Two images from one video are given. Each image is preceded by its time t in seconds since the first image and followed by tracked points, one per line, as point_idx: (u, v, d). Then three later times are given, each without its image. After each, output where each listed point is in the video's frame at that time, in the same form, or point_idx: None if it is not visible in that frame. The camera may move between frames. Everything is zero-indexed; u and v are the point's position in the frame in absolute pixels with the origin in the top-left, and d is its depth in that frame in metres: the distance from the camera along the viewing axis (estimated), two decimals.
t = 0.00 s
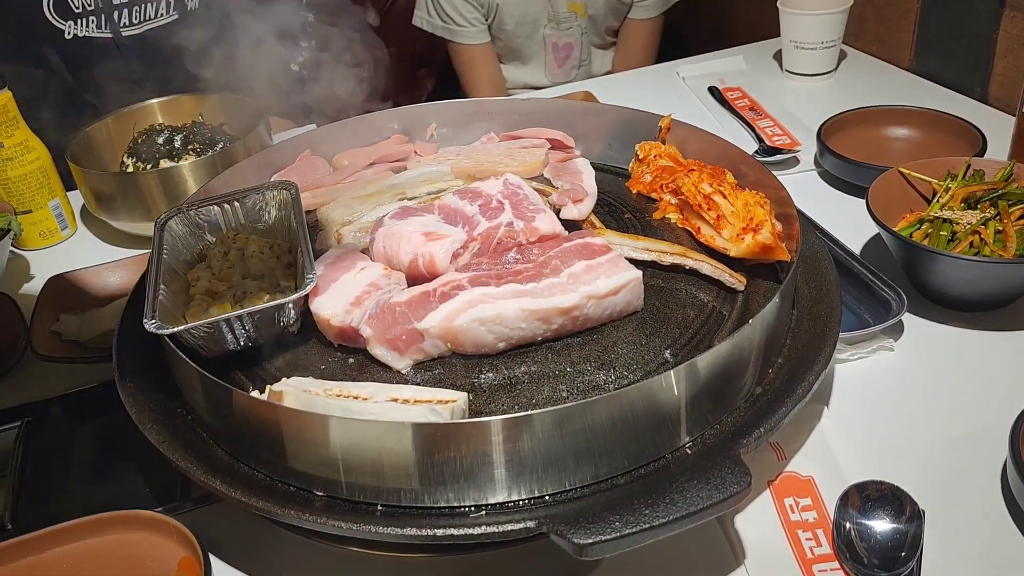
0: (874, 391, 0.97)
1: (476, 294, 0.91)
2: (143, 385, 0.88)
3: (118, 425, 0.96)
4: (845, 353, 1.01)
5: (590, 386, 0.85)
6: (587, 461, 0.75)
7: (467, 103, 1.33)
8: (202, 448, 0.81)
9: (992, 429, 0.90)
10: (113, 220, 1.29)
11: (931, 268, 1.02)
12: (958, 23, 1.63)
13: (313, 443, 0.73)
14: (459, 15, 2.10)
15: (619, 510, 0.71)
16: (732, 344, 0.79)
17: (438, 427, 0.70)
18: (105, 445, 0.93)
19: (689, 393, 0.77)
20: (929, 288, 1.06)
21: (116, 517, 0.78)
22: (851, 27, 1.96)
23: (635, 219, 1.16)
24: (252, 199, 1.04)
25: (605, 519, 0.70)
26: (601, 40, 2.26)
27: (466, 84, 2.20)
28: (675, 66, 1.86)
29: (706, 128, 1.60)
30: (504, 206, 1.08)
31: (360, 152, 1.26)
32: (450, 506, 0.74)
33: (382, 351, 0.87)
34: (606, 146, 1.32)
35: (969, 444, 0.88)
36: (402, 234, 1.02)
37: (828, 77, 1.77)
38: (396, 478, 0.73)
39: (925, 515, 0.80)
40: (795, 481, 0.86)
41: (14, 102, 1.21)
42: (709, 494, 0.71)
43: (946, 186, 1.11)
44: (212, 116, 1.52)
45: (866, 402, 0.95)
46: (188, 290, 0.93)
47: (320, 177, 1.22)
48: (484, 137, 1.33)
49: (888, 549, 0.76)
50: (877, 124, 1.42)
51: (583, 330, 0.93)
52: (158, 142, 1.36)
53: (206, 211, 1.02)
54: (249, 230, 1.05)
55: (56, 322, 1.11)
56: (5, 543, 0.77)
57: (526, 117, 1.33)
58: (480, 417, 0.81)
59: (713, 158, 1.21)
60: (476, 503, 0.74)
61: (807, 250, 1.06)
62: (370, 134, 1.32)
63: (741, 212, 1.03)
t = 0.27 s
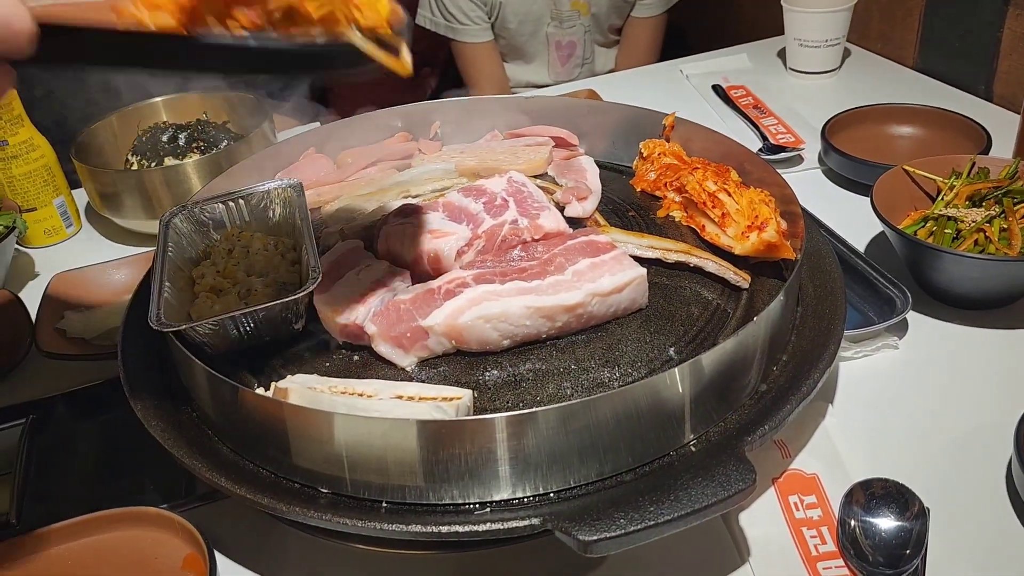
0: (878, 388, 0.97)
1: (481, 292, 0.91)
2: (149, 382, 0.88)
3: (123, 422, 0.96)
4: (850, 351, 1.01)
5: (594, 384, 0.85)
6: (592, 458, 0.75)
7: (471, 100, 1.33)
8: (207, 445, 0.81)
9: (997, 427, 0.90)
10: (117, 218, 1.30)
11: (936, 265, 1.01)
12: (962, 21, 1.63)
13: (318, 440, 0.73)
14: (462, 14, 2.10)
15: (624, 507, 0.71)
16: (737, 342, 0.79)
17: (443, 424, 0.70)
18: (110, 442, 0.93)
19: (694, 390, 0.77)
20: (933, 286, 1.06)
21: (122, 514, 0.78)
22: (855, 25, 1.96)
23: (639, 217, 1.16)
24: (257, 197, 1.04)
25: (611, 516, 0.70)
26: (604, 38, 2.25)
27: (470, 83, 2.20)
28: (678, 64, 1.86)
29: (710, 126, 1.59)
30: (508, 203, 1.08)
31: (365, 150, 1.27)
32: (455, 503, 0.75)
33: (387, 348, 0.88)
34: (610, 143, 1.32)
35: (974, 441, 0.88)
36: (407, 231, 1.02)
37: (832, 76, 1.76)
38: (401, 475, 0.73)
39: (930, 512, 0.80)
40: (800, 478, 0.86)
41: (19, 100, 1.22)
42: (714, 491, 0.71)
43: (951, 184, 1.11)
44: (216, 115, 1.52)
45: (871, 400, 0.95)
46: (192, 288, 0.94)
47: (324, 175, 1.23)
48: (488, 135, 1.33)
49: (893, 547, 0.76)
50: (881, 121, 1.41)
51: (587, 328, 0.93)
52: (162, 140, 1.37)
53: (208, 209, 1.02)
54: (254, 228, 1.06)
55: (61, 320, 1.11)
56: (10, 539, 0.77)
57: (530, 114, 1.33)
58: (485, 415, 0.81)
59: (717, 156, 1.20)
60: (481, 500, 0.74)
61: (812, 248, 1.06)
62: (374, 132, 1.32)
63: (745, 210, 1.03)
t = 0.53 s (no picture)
0: (880, 388, 0.96)
1: (482, 292, 0.91)
2: (150, 382, 0.89)
3: (125, 422, 0.96)
4: (851, 351, 1.01)
5: (596, 384, 0.85)
6: (593, 459, 0.75)
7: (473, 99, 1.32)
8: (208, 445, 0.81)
9: (999, 427, 0.89)
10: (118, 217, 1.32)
11: (938, 265, 1.01)
12: (965, 20, 1.62)
13: (320, 440, 0.73)
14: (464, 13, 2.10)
15: (625, 507, 0.71)
16: (739, 342, 0.79)
17: (445, 425, 0.70)
18: (111, 442, 0.93)
19: (696, 391, 0.77)
20: (935, 286, 1.05)
21: (124, 514, 0.78)
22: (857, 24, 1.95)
23: (640, 217, 1.16)
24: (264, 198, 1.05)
25: (612, 517, 0.70)
26: (605, 37, 2.25)
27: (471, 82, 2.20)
28: (680, 63, 1.86)
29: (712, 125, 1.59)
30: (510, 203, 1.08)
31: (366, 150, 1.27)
32: (456, 503, 0.75)
33: (388, 348, 0.87)
34: (612, 143, 1.32)
35: (976, 441, 0.88)
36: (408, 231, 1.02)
37: (834, 74, 1.76)
38: (403, 475, 0.73)
39: (932, 513, 0.80)
40: (801, 479, 0.86)
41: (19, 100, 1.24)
42: (715, 492, 0.71)
43: (953, 184, 1.11)
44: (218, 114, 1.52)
45: (873, 401, 0.95)
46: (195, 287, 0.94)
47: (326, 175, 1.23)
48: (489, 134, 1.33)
49: (894, 548, 0.76)
50: (883, 121, 1.41)
51: (589, 328, 0.93)
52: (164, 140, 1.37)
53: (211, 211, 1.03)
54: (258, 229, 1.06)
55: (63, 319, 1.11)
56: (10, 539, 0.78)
57: (531, 114, 1.33)
58: (486, 415, 0.81)
59: (719, 155, 1.20)
60: (482, 501, 0.74)
61: (814, 248, 1.06)
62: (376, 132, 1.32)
63: (747, 210, 1.03)
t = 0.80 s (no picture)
0: (881, 390, 0.96)
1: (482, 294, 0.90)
2: (149, 384, 0.88)
3: (124, 424, 0.96)
4: (852, 352, 1.00)
5: (595, 386, 0.85)
6: (592, 461, 0.75)
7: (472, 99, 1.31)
8: (206, 447, 0.81)
9: (1001, 429, 0.89)
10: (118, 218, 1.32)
11: (939, 267, 1.01)
12: (966, 20, 1.62)
13: (318, 442, 0.72)
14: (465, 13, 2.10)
15: (625, 510, 0.71)
16: (739, 345, 0.78)
17: (443, 428, 0.70)
18: (110, 444, 0.93)
19: (696, 393, 0.77)
20: (936, 287, 1.05)
21: (123, 516, 0.78)
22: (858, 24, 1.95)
23: (640, 218, 1.16)
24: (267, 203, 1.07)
25: (611, 520, 0.70)
26: (605, 37, 2.25)
27: (471, 82, 2.19)
28: (681, 63, 1.86)
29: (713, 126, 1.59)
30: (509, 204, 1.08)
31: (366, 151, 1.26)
32: (455, 506, 0.74)
33: (387, 351, 0.87)
34: (612, 144, 1.31)
35: (977, 443, 0.88)
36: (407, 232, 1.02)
37: (835, 74, 1.76)
38: (401, 478, 0.73)
39: (933, 515, 0.80)
40: (802, 481, 0.85)
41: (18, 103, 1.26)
42: (715, 495, 0.71)
43: (954, 185, 1.10)
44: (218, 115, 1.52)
45: (874, 402, 0.94)
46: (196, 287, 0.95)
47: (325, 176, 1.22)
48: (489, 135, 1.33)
49: (894, 550, 0.75)
50: (884, 121, 1.41)
51: (589, 330, 0.93)
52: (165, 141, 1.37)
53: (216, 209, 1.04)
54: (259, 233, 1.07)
55: (62, 320, 1.11)
56: (8, 541, 0.77)
57: (531, 115, 1.32)
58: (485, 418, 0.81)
59: (720, 156, 1.20)
60: (481, 503, 0.74)
61: (814, 249, 1.06)
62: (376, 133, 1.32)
63: (747, 211, 1.03)
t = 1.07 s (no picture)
0: (881, 391, 0.96)
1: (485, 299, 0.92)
2: (149, 385, 0.88)
3: (124, 425, 0.96)
4: (852, 353, 1.00)
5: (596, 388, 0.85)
6: (592, 463, 0.74)
7: (472, 100, 1.31)
8: (206, 449, 0.81)
9: (1001, 430, 0.89)
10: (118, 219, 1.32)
11: (940, 268, 1.01)
12: (966, 19, 1.62)
13: (318, 444, 0.72)
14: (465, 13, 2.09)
15: (624, 512, 0.71)
16: (738, 346, 0.78)
17: (442, 431, 0.69)
18: (109, 445, 0.93)
19: (695, 395, 0.77)
20: (937, 288, 1.05)
21: (122, 518, 0.78)
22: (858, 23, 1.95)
23: (640, 219, 1.16)
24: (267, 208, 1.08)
25: (610, 522, 0.70)
26: (605, 37, 2.24)
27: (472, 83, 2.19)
28: (681, 63, 1.86)
29: (713, 126, 1.59)
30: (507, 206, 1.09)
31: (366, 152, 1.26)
32: (454, 508, 0.74)
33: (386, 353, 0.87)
34: (612, 144, 1.31)
35: (979, 445, 0.88)
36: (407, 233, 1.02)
37: (836, 74, 1.75)
38: (401, 480, 0.73)
39: (933, 516, 0.80)
40: (801, 483, 0.85)
41: (18, 103, 1.27)
42: (715, 497, 0.71)
43: (954, 185, 1.10)
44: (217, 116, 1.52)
45: (874, 404, 0.94)
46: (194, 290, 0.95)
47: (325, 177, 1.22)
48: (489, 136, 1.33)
49: (894, 552, 0.75)
50: (884, 122, 1.40)
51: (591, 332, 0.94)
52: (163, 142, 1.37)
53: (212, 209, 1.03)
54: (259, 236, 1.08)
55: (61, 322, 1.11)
56: (6, 544, 0.77)
57: (530, 115, 1.32)
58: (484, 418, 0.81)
59: (719, 157, 1.20)
60: (480, 505, 0.74)
61: (814, 250, 1.05)
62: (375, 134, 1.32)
63: (747, 212, 1.03)
